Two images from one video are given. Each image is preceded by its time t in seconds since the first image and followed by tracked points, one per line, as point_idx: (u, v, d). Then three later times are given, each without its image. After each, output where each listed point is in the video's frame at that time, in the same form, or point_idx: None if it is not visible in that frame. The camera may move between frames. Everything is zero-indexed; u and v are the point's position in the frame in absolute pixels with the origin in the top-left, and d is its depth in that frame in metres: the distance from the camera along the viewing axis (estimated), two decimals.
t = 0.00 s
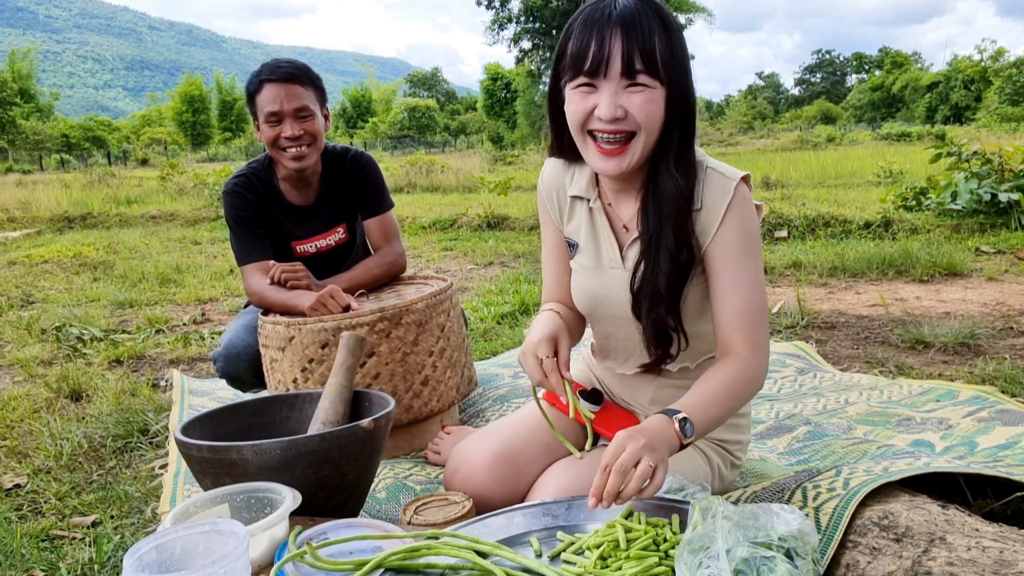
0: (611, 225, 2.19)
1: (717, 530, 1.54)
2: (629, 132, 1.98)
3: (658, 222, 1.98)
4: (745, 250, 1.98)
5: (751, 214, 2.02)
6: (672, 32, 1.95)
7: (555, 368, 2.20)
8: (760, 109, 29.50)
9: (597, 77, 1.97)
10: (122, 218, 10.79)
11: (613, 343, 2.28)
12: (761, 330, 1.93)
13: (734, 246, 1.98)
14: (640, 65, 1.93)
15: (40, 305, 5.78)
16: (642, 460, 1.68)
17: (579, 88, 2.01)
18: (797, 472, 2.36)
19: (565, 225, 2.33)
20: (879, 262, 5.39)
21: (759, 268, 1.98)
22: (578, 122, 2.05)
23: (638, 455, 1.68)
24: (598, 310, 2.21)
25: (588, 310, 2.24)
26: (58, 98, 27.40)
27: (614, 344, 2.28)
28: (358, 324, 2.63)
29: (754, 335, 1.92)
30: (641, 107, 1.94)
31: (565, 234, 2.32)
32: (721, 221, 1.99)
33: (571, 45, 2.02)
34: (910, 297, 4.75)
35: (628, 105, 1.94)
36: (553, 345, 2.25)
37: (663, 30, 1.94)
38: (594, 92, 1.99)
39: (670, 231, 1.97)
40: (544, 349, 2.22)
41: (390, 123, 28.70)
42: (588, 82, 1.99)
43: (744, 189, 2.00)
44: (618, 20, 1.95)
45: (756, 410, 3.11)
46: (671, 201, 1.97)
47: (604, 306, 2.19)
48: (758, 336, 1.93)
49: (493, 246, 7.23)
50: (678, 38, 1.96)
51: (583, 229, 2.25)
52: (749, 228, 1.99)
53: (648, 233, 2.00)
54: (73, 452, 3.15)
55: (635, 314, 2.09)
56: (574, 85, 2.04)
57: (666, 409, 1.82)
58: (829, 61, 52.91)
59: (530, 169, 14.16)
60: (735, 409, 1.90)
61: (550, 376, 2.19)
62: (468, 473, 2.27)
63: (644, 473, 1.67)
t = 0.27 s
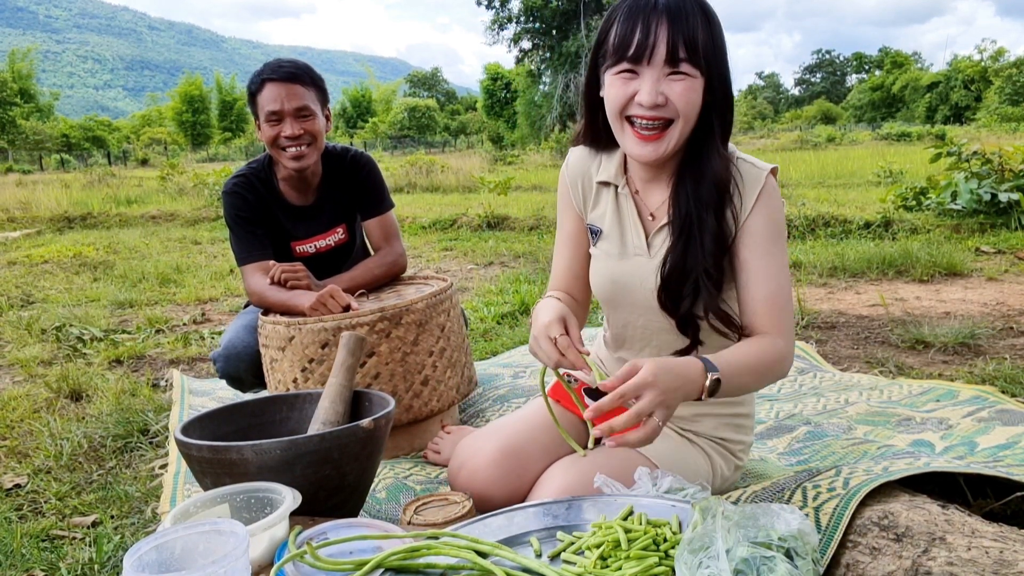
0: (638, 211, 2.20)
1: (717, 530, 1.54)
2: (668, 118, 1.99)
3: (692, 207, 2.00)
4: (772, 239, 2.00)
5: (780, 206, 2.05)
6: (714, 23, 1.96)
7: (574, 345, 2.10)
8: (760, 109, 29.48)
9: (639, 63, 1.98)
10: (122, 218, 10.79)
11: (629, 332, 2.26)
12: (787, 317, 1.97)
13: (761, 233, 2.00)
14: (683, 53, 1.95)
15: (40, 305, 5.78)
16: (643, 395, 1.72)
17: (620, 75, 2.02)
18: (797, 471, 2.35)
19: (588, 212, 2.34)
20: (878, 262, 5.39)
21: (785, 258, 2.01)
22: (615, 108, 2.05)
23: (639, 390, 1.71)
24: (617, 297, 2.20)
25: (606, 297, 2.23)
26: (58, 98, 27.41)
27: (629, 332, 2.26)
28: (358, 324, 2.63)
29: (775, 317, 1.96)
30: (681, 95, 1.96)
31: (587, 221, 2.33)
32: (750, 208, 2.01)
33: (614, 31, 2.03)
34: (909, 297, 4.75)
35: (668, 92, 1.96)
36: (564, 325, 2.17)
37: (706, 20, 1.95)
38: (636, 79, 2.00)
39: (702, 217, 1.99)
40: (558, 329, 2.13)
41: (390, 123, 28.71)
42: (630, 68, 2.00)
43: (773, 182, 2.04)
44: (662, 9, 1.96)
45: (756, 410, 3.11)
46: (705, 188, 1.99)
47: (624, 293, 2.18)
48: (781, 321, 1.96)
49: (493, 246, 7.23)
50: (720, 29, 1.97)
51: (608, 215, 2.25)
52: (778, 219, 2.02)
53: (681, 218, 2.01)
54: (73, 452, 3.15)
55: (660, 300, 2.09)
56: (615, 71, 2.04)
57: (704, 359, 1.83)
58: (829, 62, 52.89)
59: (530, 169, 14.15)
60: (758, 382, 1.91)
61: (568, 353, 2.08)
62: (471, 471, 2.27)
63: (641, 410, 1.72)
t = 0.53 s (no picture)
0: (656, 203, 2.20)
1: (717, 530, 1.54)
2: (684, 117, 2.01)
3: (712, 200, 2.03)
4: (789, 225, 2.03)
5: (794, 195, 2.08)
6: (723, 20, 1.98)
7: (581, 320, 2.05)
8: (760, 109, 29.48)
9: (652, 65, 2.00)
10: (122, 218, 10.80)
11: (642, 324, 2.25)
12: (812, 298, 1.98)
13: (778, 220, 2.03)
14: (694, 53, 1.96)
15: (40, 305, 5.78)
16: (642, 329, 1.78)
17: (633, 78, 2.04)
18: (797, 471, 2.35)
19: (602, 203, 2.32)
20: (878, 262, 5.40)
21: (804, 243, 2.03)
22: (631, 110, 2.07)
23: (638, 324, 1.78)
24: (633, 287, 2.20)
25: (619, 288, 2.22)
26: (58, 99, 27.43)
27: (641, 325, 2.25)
28: (357, 324, 2.63)
29: (800, 296, 1.96)
30: (696, 93, 1.97)
31: (601, 212, 2.32)
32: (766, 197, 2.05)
33: (624, 34, 2.04)
34: (909, 297, 4.75)
35: (683, 92, 1.97)
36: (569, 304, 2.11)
37: (714, 18, 1.97)
38: (649, 80, 2.02)
39: (721, 209, 2.02)
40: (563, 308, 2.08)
41: (390, 123, 28.72)
42: (643, 71, 2.02)
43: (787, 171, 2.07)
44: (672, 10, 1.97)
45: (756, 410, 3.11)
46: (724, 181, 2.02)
47: (638, 284, 2.19)
48: (808, 300, 1.97)
49: (493, 246, 7.23)
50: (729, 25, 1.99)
51: (624, 207, 2.25)
52: (793, 206, 2.05)
53: (701, 212, 2.03)
54: (73, 452, 3.15)
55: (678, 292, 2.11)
56: (628, 75, 2.06)
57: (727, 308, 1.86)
58: (829, 62, 52.88)
59: (530, 169, 14.16)
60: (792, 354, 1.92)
61: (576, 332, 2.03)
62: (474, 470, 2.27)
63: (640, 341, 1.78)
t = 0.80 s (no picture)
0: (655, 199, 2.20)
1: (717, 530, 1.54)
2: (671, 130, 2.02)
3: (707, 198, 2.03)
4: (784, 215, 2.03)
5: (790, 187, 2.08)
6: (701, 28, 1.93)
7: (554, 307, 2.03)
8: (760, 109, 29.47)
9: (631, 88, 2.00)
10: (122, 218, 10.80)
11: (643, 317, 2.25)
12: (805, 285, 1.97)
13: (773, 210, 2.03)
14: (670, 73, 1.94)
15: (40, 305, 5.78)
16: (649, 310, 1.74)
17: (617, 100, 2.05)
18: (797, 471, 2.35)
19: (603, 197, 2.32)
20: (879, 261, 5.39)
21: (799, 232, 2.03)
22: (621, 128, 2.09)
23: (648, 303, 1.74)
24: (633, 283, 2.21)
25: (618, 281, 2.23)
26: (59, 98, 27.43)
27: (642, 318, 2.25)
28: (357, 325, 2.63)
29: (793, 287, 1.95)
30: (680, 109, 1.97)
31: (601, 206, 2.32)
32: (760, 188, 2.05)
33: (602, 54, 2.03)
34: (910, 297, 4.75)
35: (667, 110, 1.98)
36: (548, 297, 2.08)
37: (688, 28, 1.93)
38: (632, 102, 2.02)
39: (715, 207, 2.02)
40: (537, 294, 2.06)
41: (390, 123, 28.72)
42: (622, 93, 2.02)
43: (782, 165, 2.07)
44: (646, 29, 1.94)
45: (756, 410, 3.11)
46: (717, 182, 2.02)
47: (637, 277, 2.19)
48: (798, 291, 1.95)
49: (493, 246, 7.23)
50: (708, 28, 1.94)
51: (624, 202, 2.25)
52: (788, 196, 2.06)
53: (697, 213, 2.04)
54: (73, 452, 3.15)
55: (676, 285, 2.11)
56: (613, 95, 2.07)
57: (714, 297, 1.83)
58: (829, 62, 52.87)
59: (530, 169, 14.15)
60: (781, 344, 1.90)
61: (547, 318, 2.01)
62: (473, 471, 2.26)
63: (647, 322, 1.74)
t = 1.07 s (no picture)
0: (641, 200, 2.20)
1: (718, 530, 1.54)
2: (654, 139, 2.02)
3: (691, 199, 2.03)
4: (769, 210, 2.03)
5: (776, 183, 2.08)
6: (679, 34, 1.92)
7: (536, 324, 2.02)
8: (760, 109, 29.48)
9: (612, 100, 1.98)
10: (122, 218, 10.79)
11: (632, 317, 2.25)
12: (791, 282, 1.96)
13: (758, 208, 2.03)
14: (651, 85, 1.93)
15: (40, 305, 5.78)
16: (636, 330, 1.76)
17: (599, 110, 2.04)
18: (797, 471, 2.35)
19: (590, 198, 2.32)
20: (879, 261, 5.40)
21: (784, 224, 2.04)
22: (604, 136, 2.09)
23: (634, 325, 1.76)
24: (622, 284, 2.21)
25: (608, 283, 2.23)
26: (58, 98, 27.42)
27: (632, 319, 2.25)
28: (358, 321, 2.63)
29: (779, 279, 1.95)
30: (662, 118, 1.97)
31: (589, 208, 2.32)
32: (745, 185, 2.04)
33: (582, 64, 2.02)
34: (909, 297, 4.75)
35: (650, 121, 1.97)
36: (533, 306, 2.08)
37: (667, 38, 1.91)
38: (614, 113, 2.01)
39: (700, 209, 2.02)
40: (524, 306, 2.05)
41: (390, 123, 28.72)
42: (604, 105, 2.01)
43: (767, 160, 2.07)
44: (624, 40, 1.92)
45: (756, 410, 3.11)
46: (701, 184, 2.01)
47: (626, 280, 2.20)
48: (784, 284, 1.94)
49: (493, 246, 7.23)
50: (685, 33, 1.93)
51: (611, 203, 2.25)
52: (774, 190, 2.06)
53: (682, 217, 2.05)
54: (73, 452, 3.15)
55: (663, 285, 2.11)
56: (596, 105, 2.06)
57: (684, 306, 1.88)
58: (829, 62, 52.88)
59: (530, 169, 14.15)
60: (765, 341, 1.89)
61: (528, 334, 2.00)
62: (471, 473, 2.27)
63: (633, 337, 1.76)
